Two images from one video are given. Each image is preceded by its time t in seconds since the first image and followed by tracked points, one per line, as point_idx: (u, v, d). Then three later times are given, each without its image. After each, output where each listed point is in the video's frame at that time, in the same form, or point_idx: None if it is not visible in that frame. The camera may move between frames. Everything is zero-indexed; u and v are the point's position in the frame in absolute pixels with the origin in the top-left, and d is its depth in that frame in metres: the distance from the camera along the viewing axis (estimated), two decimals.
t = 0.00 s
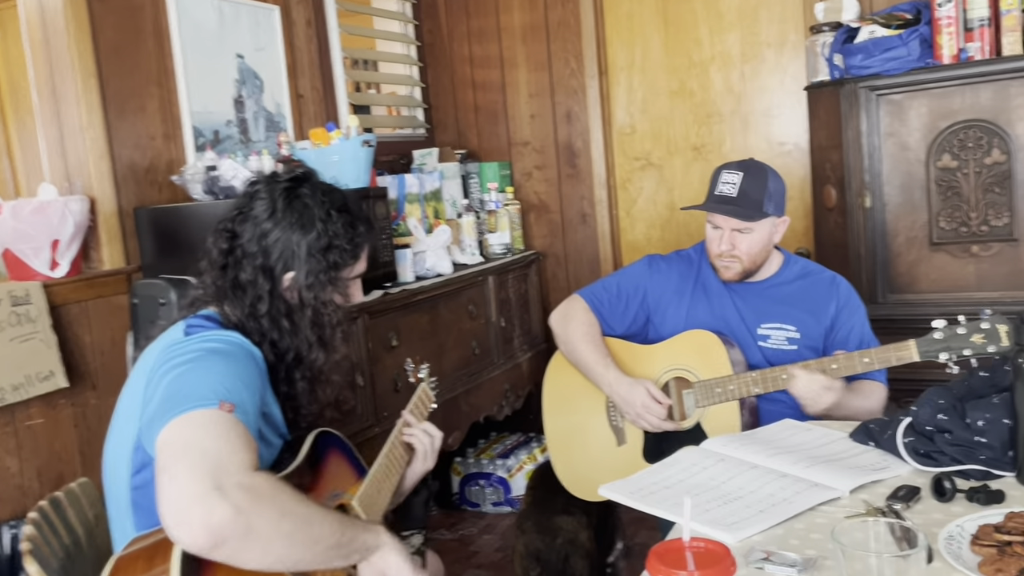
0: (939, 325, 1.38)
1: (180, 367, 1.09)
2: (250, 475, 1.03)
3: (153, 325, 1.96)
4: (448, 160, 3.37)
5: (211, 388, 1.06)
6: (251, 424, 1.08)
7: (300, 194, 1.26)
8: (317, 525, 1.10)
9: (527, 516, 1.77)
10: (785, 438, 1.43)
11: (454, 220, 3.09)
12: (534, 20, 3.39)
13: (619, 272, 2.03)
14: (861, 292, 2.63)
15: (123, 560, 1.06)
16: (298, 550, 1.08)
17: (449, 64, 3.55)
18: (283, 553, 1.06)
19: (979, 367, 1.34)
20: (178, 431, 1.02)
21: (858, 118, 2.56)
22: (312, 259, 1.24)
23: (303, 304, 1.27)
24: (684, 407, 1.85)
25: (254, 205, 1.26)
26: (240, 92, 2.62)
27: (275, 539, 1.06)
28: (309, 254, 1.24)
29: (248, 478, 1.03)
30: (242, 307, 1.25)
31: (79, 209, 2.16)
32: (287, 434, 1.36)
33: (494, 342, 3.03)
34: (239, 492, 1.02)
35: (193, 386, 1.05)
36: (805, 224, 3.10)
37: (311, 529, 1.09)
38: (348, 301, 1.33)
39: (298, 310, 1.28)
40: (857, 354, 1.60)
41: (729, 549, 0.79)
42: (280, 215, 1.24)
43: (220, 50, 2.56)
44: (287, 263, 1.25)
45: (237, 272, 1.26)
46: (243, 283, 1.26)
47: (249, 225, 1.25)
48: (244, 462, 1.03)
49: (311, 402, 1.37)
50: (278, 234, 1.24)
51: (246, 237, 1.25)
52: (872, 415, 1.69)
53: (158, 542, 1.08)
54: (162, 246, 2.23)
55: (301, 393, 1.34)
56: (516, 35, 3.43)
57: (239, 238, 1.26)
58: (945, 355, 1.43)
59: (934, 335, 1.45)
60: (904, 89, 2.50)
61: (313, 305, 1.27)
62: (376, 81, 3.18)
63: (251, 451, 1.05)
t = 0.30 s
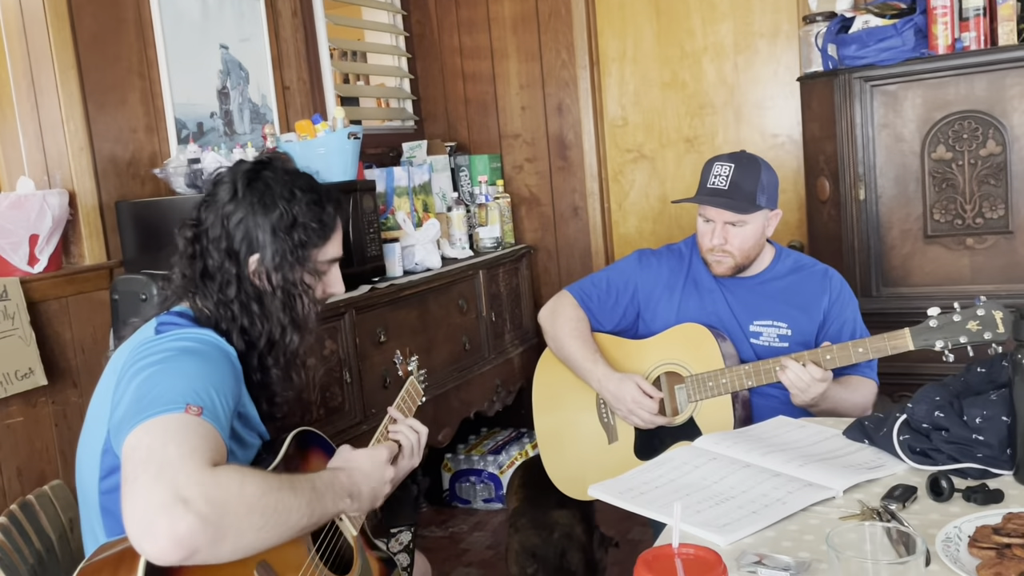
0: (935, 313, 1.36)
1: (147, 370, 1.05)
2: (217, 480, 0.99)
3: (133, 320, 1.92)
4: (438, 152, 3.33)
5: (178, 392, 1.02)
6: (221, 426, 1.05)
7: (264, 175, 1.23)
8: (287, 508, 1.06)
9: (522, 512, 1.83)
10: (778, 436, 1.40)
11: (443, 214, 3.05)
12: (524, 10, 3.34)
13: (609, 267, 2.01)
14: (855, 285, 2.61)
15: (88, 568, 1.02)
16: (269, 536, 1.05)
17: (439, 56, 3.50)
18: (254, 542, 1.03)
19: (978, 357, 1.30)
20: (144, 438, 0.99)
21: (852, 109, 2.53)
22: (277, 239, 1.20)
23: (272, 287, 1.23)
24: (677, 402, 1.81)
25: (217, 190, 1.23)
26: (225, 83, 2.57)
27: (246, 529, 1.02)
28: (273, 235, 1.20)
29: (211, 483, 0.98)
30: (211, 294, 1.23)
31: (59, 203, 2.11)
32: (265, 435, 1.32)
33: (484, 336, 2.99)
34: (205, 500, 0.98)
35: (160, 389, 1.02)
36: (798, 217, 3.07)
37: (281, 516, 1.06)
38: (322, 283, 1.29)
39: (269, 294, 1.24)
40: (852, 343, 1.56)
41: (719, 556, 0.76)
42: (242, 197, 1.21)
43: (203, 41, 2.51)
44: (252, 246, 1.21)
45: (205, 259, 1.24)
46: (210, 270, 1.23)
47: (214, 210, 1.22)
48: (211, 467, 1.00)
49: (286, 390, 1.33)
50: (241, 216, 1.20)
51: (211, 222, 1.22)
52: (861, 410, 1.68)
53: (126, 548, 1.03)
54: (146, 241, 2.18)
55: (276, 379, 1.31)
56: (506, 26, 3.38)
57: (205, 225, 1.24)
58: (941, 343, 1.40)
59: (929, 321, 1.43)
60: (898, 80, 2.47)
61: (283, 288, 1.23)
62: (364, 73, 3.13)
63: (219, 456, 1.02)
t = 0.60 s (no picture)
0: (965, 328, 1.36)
1: (185, 374, 1.11)
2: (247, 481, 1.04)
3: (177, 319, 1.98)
4: (477, 156, 3.36)
5: (212, 395, 1.07)
6: (254, 429, 1.09)
7: (253, 176, 1.41)
8: (315, 495, 1.12)
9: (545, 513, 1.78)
10: (805, 447, 1.40)
11: (481, 218, 3.08)
12: (564, 16, 3.36)
13: (641, 274, 2.02)
14: (895, 293, 2.58)
15: (127, 563, 1.06)
16: (299, 525, 1.10)
17: (479, 61, 3.54)
18: (284, 532, 1.08)
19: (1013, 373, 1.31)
20: (182, 437, 1.04)
21: (893, 115, 2.50)
22: (254, 219, 1.34)
23: (256, 265, 1.34)
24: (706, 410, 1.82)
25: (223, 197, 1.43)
26: (269, 89, 2.64)
27: (275, 523, 1.07)
28: (250, 216, 1.35)
29: (238, 484, 1.03)
30: (212, 284, 1.37)
31: (110, 207, 2.18)
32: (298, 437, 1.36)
33: (520, 339, 3.02)
34: (233, 501, 1.02)
35: (198, 391, 1.07)
36: (838, 223, 3.04)
37: (309, 508, 1.11)
38: (316, 260, 1.37)
39: (253, 272, 1.34)
40: (881, 356, 1.55)
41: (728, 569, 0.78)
42: (233, 195, 1.40)
43: (248, 49, 2.58)
44: (238, 232, 1.36)
45: (210, 256, 1.40)
46: (215, 264, 1.39)
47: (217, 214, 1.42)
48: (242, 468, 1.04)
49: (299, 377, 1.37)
50: (230, 210, 1.38)
51: (214, 224, 1.41)
52: (889, 421, 1.67)
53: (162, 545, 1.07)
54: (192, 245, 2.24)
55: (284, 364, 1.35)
56: (546, 31, 3.41)
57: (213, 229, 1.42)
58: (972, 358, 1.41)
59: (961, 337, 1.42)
60: (941, 86, 2.43)
61: (264, 264, 1.34)
62: (406, 78, 3.18)
63: (249, 458, 1.06)
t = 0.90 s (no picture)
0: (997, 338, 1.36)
1: (230, 372, 1.18)
2: (281, 479, 1.10)
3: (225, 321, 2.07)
4: (520, 164, 3.41)
5: (254, 395, 1.14)
6: (290, 431, 1.16)
7: (312, 192, 1.47)
8: (342, 526, 1.16)
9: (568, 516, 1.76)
10: (828, 454, 1.41)
11: (522, 224, 3.12)
12: (607, 25, 3.40)
13: (673, 281, 2.05)
14: (938, 302, 2.55)
15: (165, 550, 1.15)
16: (323, 550, 1.14)
17: (523, 70, 3.60)
18: (308, 550, 1.13)
19: None
20: (222, 431, 1.10)
21: (936, 123, 2.48)
22: (306, 232, 1.40)
23: (302, 274, 1.40)
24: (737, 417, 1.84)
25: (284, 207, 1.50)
26: (317, 99, 2.73)
27: (300, 537, 1.12)
28: (304, 228, 1.41)
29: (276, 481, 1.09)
30: (263, 288, 1.44)
31: (164, 213, 2.28)
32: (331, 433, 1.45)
33: (560, 345, 3.06)
34: (268, 497, 1.08)
35: (242, 389, 1.14)
36: (882, 232, 3.02)
37: (335, 529, 1.15)
38: (361, 274, 1.42)
39: (300, 281, 1.40)
40: (909, 365, 1.56)
41: (728, 563, 0.81)
42: (293, 208, 1.46)
43: (297, 60, 2.67)
44: (292, 243, 1.42)
45: (265, 262, 1.47)
46: (268, 268, 1.46)
47: (275, 223, 1.49)
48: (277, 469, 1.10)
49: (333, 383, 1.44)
50: (287, 221, 1.45)
51: (271, 233, 1.48)
52: (926, 431, 1.66)
53: (195, 536, 1.15)
54: (241, 250, 2.33)
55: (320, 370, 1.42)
56: (589, 40, 3.45)
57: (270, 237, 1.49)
58: (1002, 368, 1.41)
59: (989, 347, 1.42)
60: (985, 94, 2.41)
61: (311, 274, 1.40)
62: (451, 87, 3.25)
63: (285, 458, 1.12)
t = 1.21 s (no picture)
0: (1005, 338, 1.38)
1: (249, 358, 1.23)
2: (299, 458, 1.14)
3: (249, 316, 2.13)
4: (540, 165, 3.45)
5: (274, 378, 1.19)
6: (308, 412, 1.21)
7: (308, 183, 1.52)
8: (359, 497, 1.20)
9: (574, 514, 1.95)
10: (834, 451, 1.43)
11: (542, 225, 3.16)
12: (628, 27, 3.42)
13: (686, 281, 2.08)
14: (957, 305, 2.55)
15: (186, 526, 1.20)
16: (342, 519, 1.18)
17: (545, 72, 3.63)
18: (328, 521, 1.17)
19: None
20: (244, 414, 1.15)
21: (956, 125, 2.47)
22: (308, 220, 1.45)
23: (309, 262, 1.45)
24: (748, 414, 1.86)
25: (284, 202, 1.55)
26: (341, 101, 2.78)
27: (320, 508, 1.16)
28: (305, 217, 1.45)
29: (295, 459, 1.14)
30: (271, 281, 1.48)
31: (191, 211, 2.35)
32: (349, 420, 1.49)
33: (578, 344, 3.09)
34: (287, 474, 1.12)
35: (260, 375, 1.19)
36: (903, 234, 3.01)
37: (354, 501, 1.19)
38: (367, 253, 1.47)
39: (307, 269, 1.45)
40: (917, 365, 1.58)
41: (723, 548, 0.84)
42: (291, 200, 1.51)
43: (322, 63, 2.73)
44: (295, 233, 1.47)
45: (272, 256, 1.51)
46: (275, 262, 1.50)
47: (276, 218, 1.53)
48: (296, 448, 1.15)
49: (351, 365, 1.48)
50: (288, 213, 1.49)
51: (274, 227, 1.53)
52: (937, 431, 1.67)
53: (217, 510, 1.20)
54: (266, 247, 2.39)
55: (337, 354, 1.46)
56: (610, 42, 3.47)
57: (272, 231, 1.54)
58: (1010, 368, 1.42)
59: (999, 346, 1.43)
60: (1006, 96, 2.40)
61: (317, 261, 1.45)
62: (474, 89, 3.29)
63: (303, 439, 1.17)
